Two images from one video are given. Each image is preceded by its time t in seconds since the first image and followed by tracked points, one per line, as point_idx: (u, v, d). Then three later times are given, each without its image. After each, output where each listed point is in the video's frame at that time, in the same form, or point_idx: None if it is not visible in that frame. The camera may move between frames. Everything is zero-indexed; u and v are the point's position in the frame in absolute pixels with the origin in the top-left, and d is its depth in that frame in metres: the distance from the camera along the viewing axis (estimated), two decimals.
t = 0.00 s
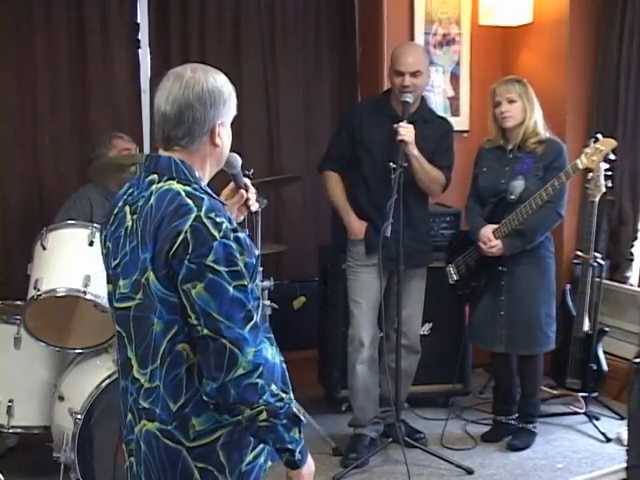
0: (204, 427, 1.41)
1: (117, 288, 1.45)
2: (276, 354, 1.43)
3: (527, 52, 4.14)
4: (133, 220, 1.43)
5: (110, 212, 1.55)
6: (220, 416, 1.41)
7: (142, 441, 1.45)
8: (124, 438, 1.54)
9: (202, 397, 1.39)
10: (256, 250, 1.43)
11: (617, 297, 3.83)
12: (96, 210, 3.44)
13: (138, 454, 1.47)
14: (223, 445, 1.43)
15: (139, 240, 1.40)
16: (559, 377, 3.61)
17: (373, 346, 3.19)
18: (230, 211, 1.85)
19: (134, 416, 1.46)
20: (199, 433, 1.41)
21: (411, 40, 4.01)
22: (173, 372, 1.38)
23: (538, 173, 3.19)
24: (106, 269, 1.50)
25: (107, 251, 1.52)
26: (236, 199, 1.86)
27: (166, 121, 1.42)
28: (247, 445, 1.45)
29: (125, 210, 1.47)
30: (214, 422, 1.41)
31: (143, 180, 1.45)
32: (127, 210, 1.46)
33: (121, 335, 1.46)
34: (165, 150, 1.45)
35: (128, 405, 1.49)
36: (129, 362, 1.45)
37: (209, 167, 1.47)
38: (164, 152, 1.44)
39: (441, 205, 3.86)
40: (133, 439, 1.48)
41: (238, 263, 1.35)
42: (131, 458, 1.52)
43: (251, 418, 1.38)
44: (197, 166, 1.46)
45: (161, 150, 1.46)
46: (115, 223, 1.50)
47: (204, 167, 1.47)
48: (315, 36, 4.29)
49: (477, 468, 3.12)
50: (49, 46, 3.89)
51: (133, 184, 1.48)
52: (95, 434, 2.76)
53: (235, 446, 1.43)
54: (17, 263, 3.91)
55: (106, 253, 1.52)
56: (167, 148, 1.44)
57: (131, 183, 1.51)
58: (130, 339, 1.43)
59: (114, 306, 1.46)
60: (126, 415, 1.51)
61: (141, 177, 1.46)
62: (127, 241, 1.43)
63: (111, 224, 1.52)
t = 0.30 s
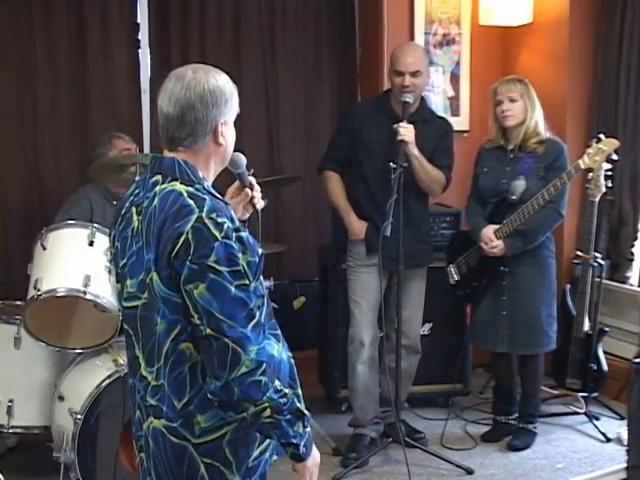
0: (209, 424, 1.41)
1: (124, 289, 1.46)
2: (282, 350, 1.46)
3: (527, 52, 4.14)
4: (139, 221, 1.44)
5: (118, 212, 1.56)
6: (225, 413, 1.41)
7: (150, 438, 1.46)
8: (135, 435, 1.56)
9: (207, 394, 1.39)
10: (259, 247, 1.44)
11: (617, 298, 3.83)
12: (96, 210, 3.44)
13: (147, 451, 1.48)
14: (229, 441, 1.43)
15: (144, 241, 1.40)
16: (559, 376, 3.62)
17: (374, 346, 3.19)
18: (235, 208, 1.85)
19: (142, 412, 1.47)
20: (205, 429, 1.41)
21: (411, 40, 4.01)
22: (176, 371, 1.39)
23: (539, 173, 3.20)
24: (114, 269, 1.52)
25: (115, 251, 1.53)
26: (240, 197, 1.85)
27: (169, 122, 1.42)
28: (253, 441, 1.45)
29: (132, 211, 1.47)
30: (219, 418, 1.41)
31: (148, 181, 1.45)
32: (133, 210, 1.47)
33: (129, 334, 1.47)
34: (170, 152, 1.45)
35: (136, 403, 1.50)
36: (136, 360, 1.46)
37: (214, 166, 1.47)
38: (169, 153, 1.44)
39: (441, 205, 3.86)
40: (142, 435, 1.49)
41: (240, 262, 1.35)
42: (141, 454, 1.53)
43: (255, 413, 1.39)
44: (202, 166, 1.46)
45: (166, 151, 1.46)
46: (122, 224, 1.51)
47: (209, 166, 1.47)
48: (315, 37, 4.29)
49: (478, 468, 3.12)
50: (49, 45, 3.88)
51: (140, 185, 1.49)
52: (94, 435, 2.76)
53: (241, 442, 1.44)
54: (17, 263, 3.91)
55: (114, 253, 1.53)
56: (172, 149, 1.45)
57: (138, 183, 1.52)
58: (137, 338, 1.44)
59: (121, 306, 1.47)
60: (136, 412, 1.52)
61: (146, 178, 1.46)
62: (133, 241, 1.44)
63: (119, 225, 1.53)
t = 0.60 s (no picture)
0: (211, 422, 1.41)
1: (128, 288, 1.46)
2: (286, 348, 1.48)
3: (527, 53, 4.14)
4: (141, 220, 1.44)
5: (124, 212, 1.56)
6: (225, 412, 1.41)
7: (155, 435, 1.46)
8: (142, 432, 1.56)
9: (207, 393, 1.39)
10: (261, 247, 1.43)
11: (617, 298, 3.83)
12: (96, 210, 3.44)
13: (153, 447, 1.49)
14: (231, 438, 1.43)
15: (147, 241, 1.41)
16: (559, 376, 3.62)
17: (373, 346, 3.19)
18: (242, 209, 1.85)
19: (147, 410, 1.47)
20: (207, 427, 1.41)
21: (411, 40, 4.02)
22: (178, 369, 1.39)
23: (540, 173, 3.20)
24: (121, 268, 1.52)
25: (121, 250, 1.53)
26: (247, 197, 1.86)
27: (172, 123, 1.42)
28: (255, 439, 1.45)
29: (135, 210, 1.48)
30: (219, 417, 1.41)
31: (151, 182, 1.45)
32: (136, 210, 1.47)
33: (134, 332, 1.48)
34: (174, 151, 1.45)
35: (141, 401, 1.50)
36: (141, 358, 1.46)
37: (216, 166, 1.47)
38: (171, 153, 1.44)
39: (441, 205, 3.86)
40: (148, 432, 1.50)
41: (239, 261, 1.35)
42: (147, 451, 1.54)
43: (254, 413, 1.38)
44: (204, 166, 1.46)
45: (170, 151, 1.47)
46: (127, 223, 1.51)
47: (212, 166, 1.48)
48: (315, 37, 4.29)
49: (478, 468, 3.12)
50: (49, 46, 3.89)
51: (143, 185, 1.49)
52: (95, 435, 2.76)
53: (244, 438, 1.44)
54: (18, 263, 3.91)
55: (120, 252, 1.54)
56: (174, 149, 1.45)
57: (142, 184, 1.52)
58: (141, 337, 1.44)
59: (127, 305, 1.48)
60: (141, 409, 1.53)
61: (149, 179, 1.46)
62: (137, 241, 1.45)
63: (124, 224, 1.53)
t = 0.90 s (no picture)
0: (207, 421, 1.41)
1: (128, 287, 1.46)
2: (285, 348, 1.48)
3: (527, 52, 4.14)
4: (141, 219, 1.44)
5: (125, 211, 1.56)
6: (221, 412, 1.40)
7: (153, 433, 1.46)
8: (140, 430, 1.56)
9: (203, 392, 1.39)
10: (259, 247, 1.43)
11: (618, 298, 3.83)
12: (96, 210, 3.43)
13: (151, 446, 1.49)
14: (227, 437, 1.43)
15: (145, 240, 1.41)
16: (559, 376, 3.62)
17: (374, 346, 3.19)
18: (243, 208, 1.85)
19: (146, 408, 1.47)
20: (204, 426, 1.41)
21: (411, 40, 4.02)
22: (174, 368, 1.39)
23: (541, 173, 3.19)
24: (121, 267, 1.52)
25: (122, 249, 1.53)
26: (249, 195, 1.85)
27: (172, 122, 1.42)
28: (252, 437, 1.44)
29: (135, 209, 1.47)
30: (215, 416, 1.41)
31: (150, 181, 1.45)
32: (136, 209, 1.47)
33: (134, 331, 1.48)
34: (174, 151, 1.45)
35: (141, 399, 1.50)
36: (140, 357, 1.46)
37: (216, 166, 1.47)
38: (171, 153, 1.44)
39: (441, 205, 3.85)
40: (146, 430, 1.49)
41: (235, 261, 1.35)
42: (146, 449, 1.54)
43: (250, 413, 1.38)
44: (204, 166, 1.46)
45: (170, 151, 1.47)
46: (127, 222, 1.51)
47: (212, 166, 1.47)
48: (315, 37, 4.29)
49: (478, 468, 3.12)
50: (49, 45, 3.89)
51: (143, 184, 1.49)
52: (94, 435, 2.76)
53: (241, 437, 1.43)
54: (17, 263, 3.91)
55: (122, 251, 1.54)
56: (174, 149, 1.45)
57: (142, 183, 1.52)
58: (140, 336, 1.45)
59: (127, 304, 1.48)
60: (141, 408, 1.52)
61: (149, 179, 1.46)
62: (137, 241, 1.44)
63: (125, 223, 1.53)
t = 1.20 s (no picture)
0: (201, 420, 1.41)
1: (125, 285, 1.46)
2: (281, 348, 1.48)
3: (527, 52, 4.14)
4: (138, 217, 1.44)
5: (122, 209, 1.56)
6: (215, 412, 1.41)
7: (149, 431, 1.46)
8: (137, 428, 1.56)
9: (198, 392, 1.39)
10: (255, 247, 1.44)
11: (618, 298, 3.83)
12: (96, 210, 3.43)
13: (148, 444, 1.49)
14: (222, 437, 1.43)
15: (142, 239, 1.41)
16: (559, 376, 3.62)
17: (374, 346, 3.19)
18: (242, 212, 1.84)
19: (142, 407, 1.48)
20: (198, 426, 1.41)
21: (411, 40, 4.02)
22: (169, 367, 1.39)
23: (541, 173, 3.19)
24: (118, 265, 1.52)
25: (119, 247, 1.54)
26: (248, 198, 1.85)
27: (178, 117, 1.43)
28: (246, 437, 1.44)
29: (133, 208, 1.48)
30: (210, 415, 1.41)
31: (147, 180, 1.45)
32: (133, 208, 1.47)
33: (130, 330, 1.48)
34: (176, 148, 1.46)
35: (137, 399, 1.50)
36: (136, 356, 1.46)
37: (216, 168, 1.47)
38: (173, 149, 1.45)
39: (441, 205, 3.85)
40: (143, 429, 1.49)
41: (230, 261, 1.35)
42: (142, 448, 1.54)
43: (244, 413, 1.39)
44: (203, 167, 1.46)
45: (173, 148, 1.47)
46: (125, 221, 1.51)
47: (212, 168, 1.47)
48: (315, 37, 4.30)
49: (477, 468, 3.12)
50: (49, 45, 3.89)
51: (141, 183, 1.49)
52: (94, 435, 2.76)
53: (235, 437, 1.43)
54: (17, 263, 3.91)
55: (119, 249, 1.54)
56: (177, 145, 1.45)
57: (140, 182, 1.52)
58: (136, 335, 1.45)
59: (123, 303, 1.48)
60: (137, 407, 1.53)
61: (146, 178, 1.46)
62: (133, 239, 1.44)
63: (122, 222, 1.53)
